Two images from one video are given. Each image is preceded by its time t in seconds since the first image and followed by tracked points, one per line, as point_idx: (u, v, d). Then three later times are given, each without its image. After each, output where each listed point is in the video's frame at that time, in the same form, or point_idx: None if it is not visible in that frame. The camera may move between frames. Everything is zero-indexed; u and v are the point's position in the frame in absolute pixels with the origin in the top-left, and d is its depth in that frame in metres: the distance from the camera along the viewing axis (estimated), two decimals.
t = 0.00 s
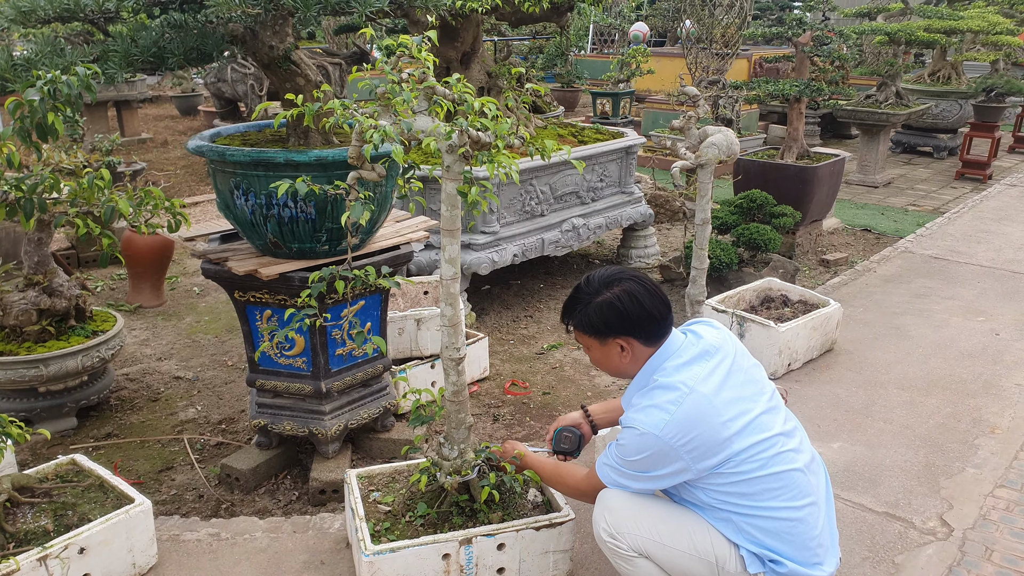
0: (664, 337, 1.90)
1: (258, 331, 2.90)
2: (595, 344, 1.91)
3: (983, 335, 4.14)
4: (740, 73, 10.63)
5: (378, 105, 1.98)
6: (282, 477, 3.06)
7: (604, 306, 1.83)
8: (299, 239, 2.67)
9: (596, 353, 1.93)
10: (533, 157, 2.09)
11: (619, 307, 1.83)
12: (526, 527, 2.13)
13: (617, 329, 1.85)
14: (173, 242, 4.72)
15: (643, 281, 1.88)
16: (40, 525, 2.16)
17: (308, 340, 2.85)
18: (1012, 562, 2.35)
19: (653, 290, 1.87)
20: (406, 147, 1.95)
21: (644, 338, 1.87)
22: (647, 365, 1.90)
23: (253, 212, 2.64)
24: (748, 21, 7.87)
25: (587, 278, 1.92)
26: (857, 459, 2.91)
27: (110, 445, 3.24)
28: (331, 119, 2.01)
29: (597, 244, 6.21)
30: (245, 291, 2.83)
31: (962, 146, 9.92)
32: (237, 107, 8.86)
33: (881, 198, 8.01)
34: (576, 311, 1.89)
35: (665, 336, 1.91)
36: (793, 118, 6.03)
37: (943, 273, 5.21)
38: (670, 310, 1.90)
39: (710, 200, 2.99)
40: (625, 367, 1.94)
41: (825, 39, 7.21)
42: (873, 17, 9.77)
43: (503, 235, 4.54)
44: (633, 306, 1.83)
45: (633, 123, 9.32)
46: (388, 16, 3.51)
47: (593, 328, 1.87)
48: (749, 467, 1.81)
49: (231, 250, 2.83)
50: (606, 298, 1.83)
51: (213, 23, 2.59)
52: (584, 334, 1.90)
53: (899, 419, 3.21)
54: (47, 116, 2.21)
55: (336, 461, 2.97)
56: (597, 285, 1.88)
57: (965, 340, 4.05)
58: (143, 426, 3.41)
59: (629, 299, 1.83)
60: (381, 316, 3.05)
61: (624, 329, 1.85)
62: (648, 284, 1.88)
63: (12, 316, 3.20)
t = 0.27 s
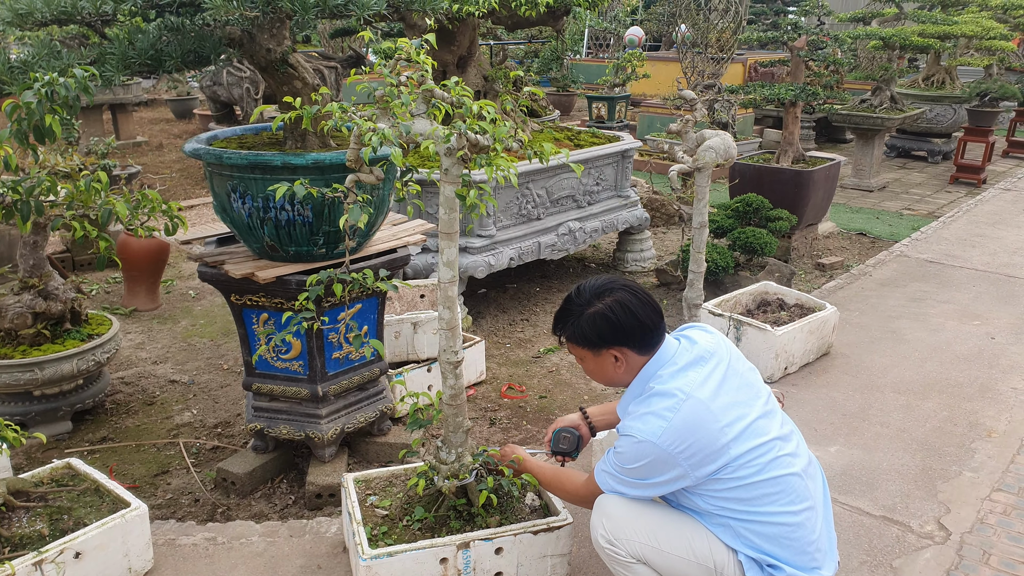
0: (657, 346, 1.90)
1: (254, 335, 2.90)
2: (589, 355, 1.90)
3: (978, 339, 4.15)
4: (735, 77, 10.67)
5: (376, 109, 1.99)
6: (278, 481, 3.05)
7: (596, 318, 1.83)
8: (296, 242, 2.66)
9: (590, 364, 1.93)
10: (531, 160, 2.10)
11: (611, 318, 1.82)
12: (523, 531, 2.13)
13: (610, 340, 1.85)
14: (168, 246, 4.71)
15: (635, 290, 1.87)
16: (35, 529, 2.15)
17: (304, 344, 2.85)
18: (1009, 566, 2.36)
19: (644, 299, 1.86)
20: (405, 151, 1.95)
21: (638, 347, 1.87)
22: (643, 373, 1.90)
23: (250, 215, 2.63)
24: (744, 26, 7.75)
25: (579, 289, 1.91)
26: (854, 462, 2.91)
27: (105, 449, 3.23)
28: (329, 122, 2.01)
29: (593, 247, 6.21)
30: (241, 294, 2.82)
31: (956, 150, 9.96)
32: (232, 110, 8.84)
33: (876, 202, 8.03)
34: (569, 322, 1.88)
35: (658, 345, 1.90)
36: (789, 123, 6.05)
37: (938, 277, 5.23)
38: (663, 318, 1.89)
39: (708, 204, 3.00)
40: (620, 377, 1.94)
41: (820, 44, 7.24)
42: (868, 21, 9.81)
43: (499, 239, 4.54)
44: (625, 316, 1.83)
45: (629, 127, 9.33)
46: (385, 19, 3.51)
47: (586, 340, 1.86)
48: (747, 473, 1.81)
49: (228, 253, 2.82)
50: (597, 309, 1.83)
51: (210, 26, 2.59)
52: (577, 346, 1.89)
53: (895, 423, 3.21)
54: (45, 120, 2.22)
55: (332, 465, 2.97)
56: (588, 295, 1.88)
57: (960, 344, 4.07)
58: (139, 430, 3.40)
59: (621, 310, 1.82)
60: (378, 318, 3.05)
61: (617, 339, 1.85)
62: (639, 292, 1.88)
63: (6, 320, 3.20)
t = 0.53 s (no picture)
0: (651, 356, 1.89)
1: (251, 340, 2.89)
2: (583, 367, 1.88)
3: (976, 345, 4.16)
4: (733, 83, 10.70)
5: (374, 115, 1.99)
6: (275, 487, 3.04)
7: (590, 330, 1.81)
8: (294, 248, 2.66)
9: (584, 375, 1.91)
10: (529, 166, 2.10)
11: (605, 329, 1.80)
12: (521, 537, 2.12)
13: (605, 352, 1.83)
14: (165, 251, 4.70)
15: (627, 301, 1.86)
16: (31, 535, 2.14)
17: (302, 349, 2.84)
18: (1007, 574, 2.35)
19: (638, 310, 1.85)
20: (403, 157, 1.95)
21: (632, 358, 1.85)
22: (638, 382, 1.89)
23: (248, 221, 2.63)
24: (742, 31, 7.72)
25: (571, 300, 1.89)
26: (852, 469, 2.91)
27: (101, 455, 3.22)
28: (328, 128, 2.01)
29: (591, 253, 6.21)
30: (239, 299, 2.82)
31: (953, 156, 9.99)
32: (230, 115, 8.84)
33: (873, 208, 8.05)
34: (562, 335, 1.86)
35: (652, 355, 1.89)
36: (786, 129, 6.07)
37: (935, 283, 5.24)
38: (656, 327, 1.88)
39: (706, 210, 3.01)
40: (614, 388, 1.92)
41: (817, 50, 7.26)
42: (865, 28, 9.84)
43: (497, 244, 4.54)
44: (619, 327, 1.81)
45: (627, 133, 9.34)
46: (383, 24, 3.51)
47: (580, 352, 1.84)
48: (744, 480, 1.81)
49: (226, 258, 2.82)
50: (591, 322, 1.81)
51: (208, 32, 2.59)
52: (571, 358, 1.87)
53: (893, 429, 3.22)
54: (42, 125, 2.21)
55: (329, 471, 2.96)
56: (581, 307, 1.86)
57: (958, 350, 4.07)
58: (136, 435, 3.38)
59: (615, 321, 1.81)
60: (375, 324, 3.04)
61: (612, 351, 1.83)
62: (632, 303, 1.86)
63: (3, 325, 3.19)
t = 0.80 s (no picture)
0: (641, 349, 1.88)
1: (249, 341, 2.88)
2: (575, 364, 1.86)
3: (974, 346, 4.16)
4: (731, 84, 10.70)
5: (372, 114, 1.98)
6: (273, 488, 3.02)
7: (582, 326, 1.79)
8: (292, 248, 2.65)
9: (575, 372, 1.89)
10: (528, 166, 2.09)
11: (598, 326, 1.79)
12: (520, 538, 2.11)
13: (597, 348, 1.82)
14: (163, 251, 4.69)
15: (615, 295, 1.84)
16: (28, 536, 2.12)
17: (300, 350, 2.83)
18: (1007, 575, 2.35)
19: (626, 304, 1.84)
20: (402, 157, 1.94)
21: (624, 352, 1.84)
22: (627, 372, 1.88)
23: (246, 221, 2.62)
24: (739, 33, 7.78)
25: (558, 297, 1.87)
26: (851, 470, 2.91)
27: (99, 455, 3.21)
28: (326, 128, 2.00)
29: (590, 254, 6.21)
30: (236, 300, 2.81)
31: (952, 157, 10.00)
32: (229, 116, 8.83)
33: (871, 209, 8.05)
34: (552, 333, 1.83)
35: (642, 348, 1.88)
36: (785, 130, 6.07)
37: (934, 284, 5.24)
38: (644, 319, 1.88)
39: (705, 210, 3.01)
40: (605, 383, 1.91)
41: (816, 51, 7.26)
42: (864, 29, 9.85)
43: (495, 245, 4.53)
44: (611, 323, 1.80)
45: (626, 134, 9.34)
46: (382, 24, 3.50)
47: (572, 349, 1.82)
48: (742, 455, 1.80)
49: (223, 259, 2.81)
50: (582, 317, 1.79)
51: (206, 30, 2.58)
52: (562, 356, 1.85)
53: (893, 430, 3.21)
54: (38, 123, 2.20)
55: (327, 472, 2.95)
56: (570, 303, 1.84)
57: (957, 351, 4.07)
58: (133, 436, 3.37)
59: (607, 318, 1.79)
60: (374, 325, 3.03)
61: (604, 346, 1.82)
62: (620, 297, 1.85)
63: None
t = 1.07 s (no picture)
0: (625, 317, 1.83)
1: (247, 341, 2.88)
2: (562, 343, 1.80)
3: (974, 347, 4.15)
4: (731, 85, 10.70)
5: (371, 113, 1.98)
6: (272, 488, 3.02)
7: (564, 304, 1.73)
8: (290, 248, 2.65)
9: (563, 352, 1.84)
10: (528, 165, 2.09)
11: (580, 301, 1.74)
12: (519, 539, 2.11)
13: (584, 323, 1.76)
14: (162, 251, 4.68)
15: (590, 264, 1.78)
16: (26, 536, 2.12)
17: (298, 350, 2.83)
18: None
19: (603, 271, 1.78)
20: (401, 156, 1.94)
21: (610, 323, 1.79)
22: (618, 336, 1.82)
23: (244, 220, 2.62)
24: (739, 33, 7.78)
25: (533, 276, 1.80)
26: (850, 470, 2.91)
27: (98, 455, 3.20)
28: (325, 127, 1.99)
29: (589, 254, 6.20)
30: (235, 299, 2.80)
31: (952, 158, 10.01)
32: (228, 116, 8.82)
33: (871, 210, 8.05)
34: (535, 316, 1.77)
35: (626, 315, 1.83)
36: (785, 130, 6.07)
37: (934, 285, 5.23)
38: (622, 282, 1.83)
39: (705, 210, 3.00)
40: (595, 357, 1.86)
41: (816, 52, 7.26)
42: (864, 30, 9.84)
43: (495, 245, 4.53)
44: (592, 297, 1.74)
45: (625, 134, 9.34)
46: (382, 24, 3.49)
47: (558, 329, 1.76)
48: (754, 378, 1.79)
49: (222, 258, 2.80)
50: (563, 295, 1.73)
51: (204, 30, 2.57)
52: (549, 337, 1.79)
53: (893, 431, 3.21)
54: (36, 122, 2.19)
55: (326, 472, 2.94)
56: (546, 281, 1.78)
57: (957, 352, 4.07)
58: (132, 436, 3.37)
59: (589, 293, 1.74)
60: (372, 325, 3.03)
61: (589, 319, 1.76)
62: (594, 263, 1.79)
63: None
